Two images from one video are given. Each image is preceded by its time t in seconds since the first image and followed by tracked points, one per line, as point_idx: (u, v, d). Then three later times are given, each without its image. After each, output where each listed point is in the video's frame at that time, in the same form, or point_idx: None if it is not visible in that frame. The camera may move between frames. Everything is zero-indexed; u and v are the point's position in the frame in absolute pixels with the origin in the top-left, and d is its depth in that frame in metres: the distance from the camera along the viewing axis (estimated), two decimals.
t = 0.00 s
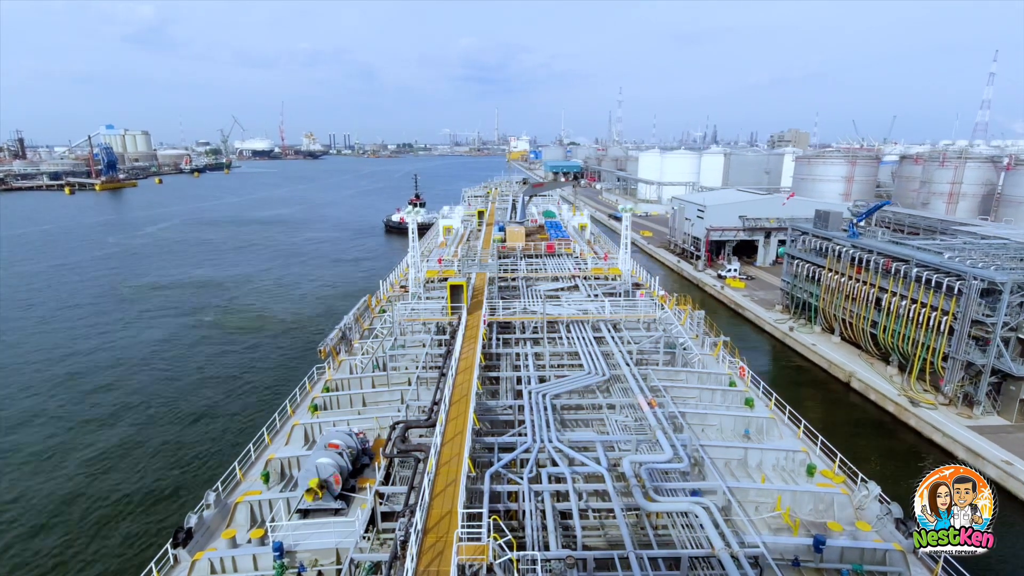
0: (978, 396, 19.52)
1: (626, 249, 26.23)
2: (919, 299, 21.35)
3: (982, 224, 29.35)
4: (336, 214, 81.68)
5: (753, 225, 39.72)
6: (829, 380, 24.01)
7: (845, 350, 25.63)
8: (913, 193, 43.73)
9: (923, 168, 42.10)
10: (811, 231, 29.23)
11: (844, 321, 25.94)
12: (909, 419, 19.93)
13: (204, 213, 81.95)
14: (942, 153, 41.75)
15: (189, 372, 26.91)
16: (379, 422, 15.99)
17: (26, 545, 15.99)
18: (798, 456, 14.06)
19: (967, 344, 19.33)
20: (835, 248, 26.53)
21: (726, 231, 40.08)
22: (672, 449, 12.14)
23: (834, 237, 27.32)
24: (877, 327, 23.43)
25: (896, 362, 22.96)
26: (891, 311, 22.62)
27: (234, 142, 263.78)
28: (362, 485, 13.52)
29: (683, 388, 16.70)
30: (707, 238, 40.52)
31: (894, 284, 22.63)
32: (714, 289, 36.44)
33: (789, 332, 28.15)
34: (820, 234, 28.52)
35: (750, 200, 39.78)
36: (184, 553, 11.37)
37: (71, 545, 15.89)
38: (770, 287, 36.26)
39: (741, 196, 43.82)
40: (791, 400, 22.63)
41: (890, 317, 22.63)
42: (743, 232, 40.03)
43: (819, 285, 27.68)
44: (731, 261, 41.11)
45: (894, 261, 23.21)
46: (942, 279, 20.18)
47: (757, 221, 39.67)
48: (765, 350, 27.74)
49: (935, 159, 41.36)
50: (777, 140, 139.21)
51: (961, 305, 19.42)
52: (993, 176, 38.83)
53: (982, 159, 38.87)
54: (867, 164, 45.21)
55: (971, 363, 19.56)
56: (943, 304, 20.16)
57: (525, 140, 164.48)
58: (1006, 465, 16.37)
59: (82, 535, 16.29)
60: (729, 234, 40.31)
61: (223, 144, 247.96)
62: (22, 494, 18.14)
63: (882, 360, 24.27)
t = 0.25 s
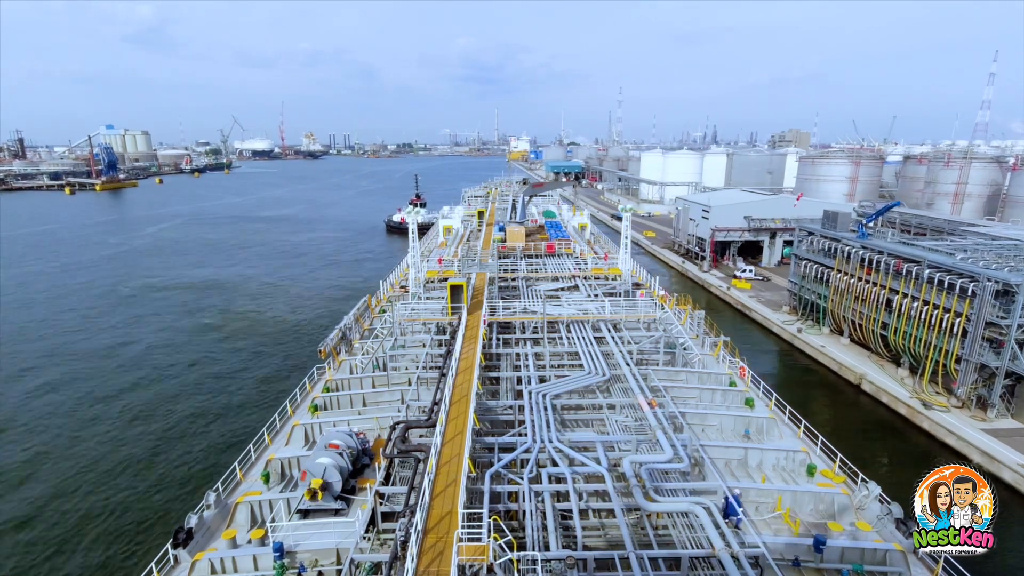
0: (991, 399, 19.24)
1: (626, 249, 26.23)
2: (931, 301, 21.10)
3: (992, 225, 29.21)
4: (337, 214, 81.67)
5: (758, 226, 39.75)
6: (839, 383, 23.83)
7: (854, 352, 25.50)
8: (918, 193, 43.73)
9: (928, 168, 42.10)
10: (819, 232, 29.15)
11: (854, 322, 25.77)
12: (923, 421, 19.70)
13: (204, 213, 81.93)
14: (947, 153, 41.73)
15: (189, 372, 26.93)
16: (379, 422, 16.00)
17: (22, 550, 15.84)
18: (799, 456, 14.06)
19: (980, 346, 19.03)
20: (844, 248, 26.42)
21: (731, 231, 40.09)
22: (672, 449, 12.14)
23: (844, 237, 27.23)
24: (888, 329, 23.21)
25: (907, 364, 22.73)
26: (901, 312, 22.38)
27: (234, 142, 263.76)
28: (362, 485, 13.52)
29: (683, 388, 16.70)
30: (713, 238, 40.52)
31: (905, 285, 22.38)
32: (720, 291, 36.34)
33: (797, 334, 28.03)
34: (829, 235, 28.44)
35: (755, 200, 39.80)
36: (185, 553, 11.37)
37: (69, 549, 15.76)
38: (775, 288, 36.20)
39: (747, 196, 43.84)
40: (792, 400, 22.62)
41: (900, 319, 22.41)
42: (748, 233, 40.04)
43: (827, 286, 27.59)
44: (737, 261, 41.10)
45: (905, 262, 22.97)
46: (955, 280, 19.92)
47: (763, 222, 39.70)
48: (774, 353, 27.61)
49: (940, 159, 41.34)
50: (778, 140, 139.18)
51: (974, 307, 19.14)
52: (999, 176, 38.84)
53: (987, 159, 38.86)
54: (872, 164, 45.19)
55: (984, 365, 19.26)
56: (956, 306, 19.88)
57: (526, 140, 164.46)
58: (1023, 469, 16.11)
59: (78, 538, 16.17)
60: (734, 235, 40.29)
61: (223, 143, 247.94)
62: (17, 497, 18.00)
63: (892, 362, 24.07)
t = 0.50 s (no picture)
0: (1007, 402, 19.06)
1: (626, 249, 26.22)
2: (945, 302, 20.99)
3: (1002, 225, 29.14)
4: (338, 214, 81.63)
5: (764, 226, 39.73)
6: (851, 385, 23.69)
7: (865, 354, 25.40)
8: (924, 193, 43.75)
9: (933, 168, 42.10)
10: (828, 232, 29.09)
11: (864, 324, 25.68)
12: (937, 425, 19.53)
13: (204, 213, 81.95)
14: (953, 153, 41.74)
15: (191, 372, 27.00)
16: (379, 422, 16.00)
17: (21, 552, 15.75)
18: (799, 456, 14.06)
19: (996, 349, 18.89)
20: (854, 250, 26.37)
21: (737, 232, 40.05)
22: (672, 448, 12.14)
23: (854, 238, 27.16)
24: (900, 330, 23.11)
25: (920, 366, 22.60)
26: (914, 314, 22.28)
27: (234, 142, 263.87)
28: (362, 485, 13.52)
29: (683, 388, 16.69)
30: (719, 238, 40.40)
31: (918, 287, 22.28)
32: (726, 292, 36.26)
33: (806, 335, 27.93)
34: (838, 236, 28.40)
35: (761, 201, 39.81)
36: (184, 553, 11.37)
37: (67, 552, 15.67)
38: (782, 289, 36.12)
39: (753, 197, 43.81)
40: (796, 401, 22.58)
41: (913, 321, 22.32)
42: (753, 233, 40.03)
43: (837, 287, 27.51)
44: (743, 262, 41.08)
45: (917, 263, 22.87)
46: (970, 282, 19.80)
47: (768, 222, 39.67)
48: (782, 355, 27.52)
49: (946, 159, 41.34)
50: (780, 140, 139.20)
51: (990, 309, 19.01)
52: (1006, 176, 38.85)
53: (994, 159, 38.86)
54: (876, 164, 45.18)
55: (999, 368, 19.12)
56: (971, 307, 19.76)
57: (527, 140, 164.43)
58: None
59: (77, 541, 16.08)
60: (739, 235, 40.26)
61: (223, 144, 247.97)
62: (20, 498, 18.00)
63: (904, 364, 23.95)
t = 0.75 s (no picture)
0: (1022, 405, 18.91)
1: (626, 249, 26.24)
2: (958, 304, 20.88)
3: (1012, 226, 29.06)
4: (339, 214, 81.72)
5: (769, 227, 39.71)
6: (862, 388, 23.56)
7: (875, 356, 25.31)
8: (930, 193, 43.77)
9: (940, 168, 42.11)
10: (836, 233, 29.02)
11: (875, 325, 25.59)
12: (951, 428, 19.42)
13: (205, 213, 82.03)
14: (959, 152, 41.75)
15: (193, 372, 27.06)
16: (379, 422, 16.00)
17: (19, 551, 15.83)
18: (799, 456, 14.05)
19: (1011, 351, 18.77)
20: (864, 250, 26.30)
21: (743, 232, 39.96)
22: (672, 449, 12.14)
23: (864, 238, 27.09)
24: (912, 332, 23.01)
25: (932, 368, 22.49)
26: (926, 315, 22.17)
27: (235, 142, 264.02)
28: (362, 485, 13.53)
29: (683, 388, 16.70)
30: (724, 239, 40.29)
31: (930, 288, 22.18)
32: (733, 293, 36.22)
33: (815, 337, 27.84)
34: (846, 236, 28.34)
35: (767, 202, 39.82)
36: (184, 553, 11.37)
37: (63, 554, 15.59)
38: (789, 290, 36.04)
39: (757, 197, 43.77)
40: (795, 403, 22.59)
41: (925, 323, 22.22)
42: (759, 233, 40.03)
43: (845, 288, 27.44)
44: (748, 262, 41.09)
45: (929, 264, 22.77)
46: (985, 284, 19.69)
47: (774, 223, 39.68)
48: (788, 356, 27.52)
49: (953, 159, 41.33)
50: (783, 139, 139.07)
51: (1006, 311, 18.89)
52: (1013, 176, 38.86)
53: (1001, 159, 38.88)
54: (881, 164, 45.17)
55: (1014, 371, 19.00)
56: (986, 309, 19.65)
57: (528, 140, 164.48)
58: None
59: (76, 541, 16.09)
60: (745, 236, 40.21)
61: (224, 144, 248.28)
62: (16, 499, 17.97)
63: (916, 366, 23.84)
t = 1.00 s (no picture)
0: None
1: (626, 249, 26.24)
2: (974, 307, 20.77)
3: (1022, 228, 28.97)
4: (340, 214, 81.77)
5: (776, 227, 39.63)
6: (874, 391, 23.48)
7: (887, 358, 25.22)
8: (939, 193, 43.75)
9: (946, 168, 42.06)
10: (847, 234, 28.94)
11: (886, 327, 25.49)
12: (967, 433, 19.30)
13: (205, 214, 82.08)
14: (966, 153, 41.71)
15: (195, 372, 27.13)
16: (380, 422, 16.00)
17: (20, 550, 15.86)
18: (798, 456, 14.05)
19: None
20: (876, 252, 26.19)
21: (749, 233, 39.89)
22: (672, 449, 12.13)
23: (874, 240, 27.02)
24: (925, 335, 22.91)
25: (946, 371, 22.38)
26: (940, 318, 22.05)
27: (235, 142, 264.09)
28: (362, 485, 13.52)
29: (683, 388, 16.71)
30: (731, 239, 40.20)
31: (944, 291, 22.08)
32: (740, 295, 36.21)
33: (825, 339, 27.77)
34: (857, 238, 28.25)
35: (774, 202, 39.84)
36: (184, 553, 11.38)
37: (63, 555, 15.58)
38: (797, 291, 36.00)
39: (764, 197, 43.70)
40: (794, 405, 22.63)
41: (939, 325, 22.11)
42: (766, 234, 39.99)
43: (856, 291, 27.38)
44: (755, 263, 41.21)
45: (943, 266, 22.67)
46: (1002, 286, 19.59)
47: (781, 223, 39.67)
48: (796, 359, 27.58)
49: (959, 159, 41.31)
50: (784, 139, 139.18)
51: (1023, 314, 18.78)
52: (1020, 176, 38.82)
53: (1007, 159, 38.84)
54: (887, 165, 45.17)
55: None
56: (1003, 312, 19.54)
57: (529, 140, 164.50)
58: None
59: (77, 541, 16.14)
60: (752, 237, 40.15)
61: (224, 144, 248.38)
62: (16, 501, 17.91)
63: (929, 369, 23.73)
